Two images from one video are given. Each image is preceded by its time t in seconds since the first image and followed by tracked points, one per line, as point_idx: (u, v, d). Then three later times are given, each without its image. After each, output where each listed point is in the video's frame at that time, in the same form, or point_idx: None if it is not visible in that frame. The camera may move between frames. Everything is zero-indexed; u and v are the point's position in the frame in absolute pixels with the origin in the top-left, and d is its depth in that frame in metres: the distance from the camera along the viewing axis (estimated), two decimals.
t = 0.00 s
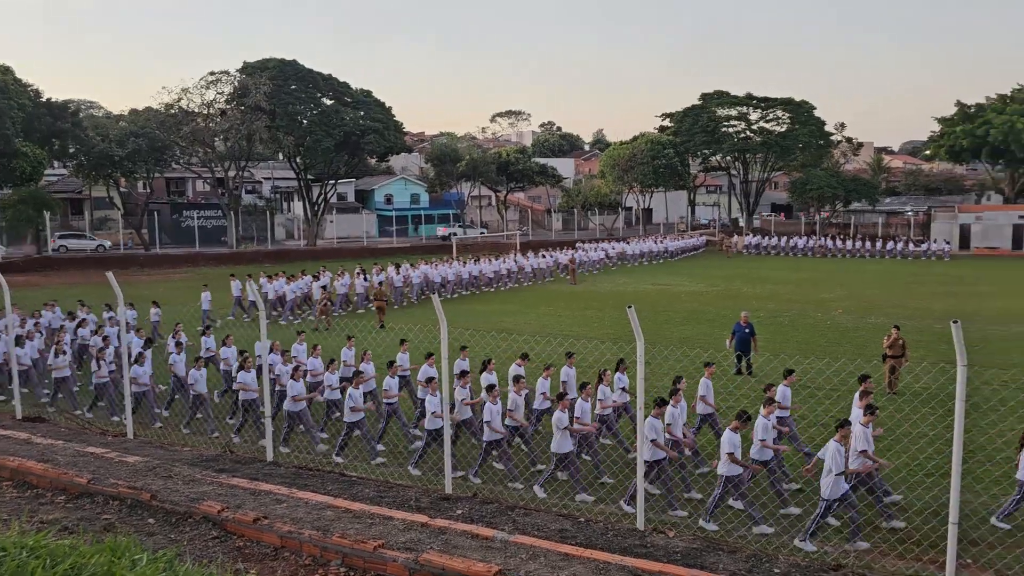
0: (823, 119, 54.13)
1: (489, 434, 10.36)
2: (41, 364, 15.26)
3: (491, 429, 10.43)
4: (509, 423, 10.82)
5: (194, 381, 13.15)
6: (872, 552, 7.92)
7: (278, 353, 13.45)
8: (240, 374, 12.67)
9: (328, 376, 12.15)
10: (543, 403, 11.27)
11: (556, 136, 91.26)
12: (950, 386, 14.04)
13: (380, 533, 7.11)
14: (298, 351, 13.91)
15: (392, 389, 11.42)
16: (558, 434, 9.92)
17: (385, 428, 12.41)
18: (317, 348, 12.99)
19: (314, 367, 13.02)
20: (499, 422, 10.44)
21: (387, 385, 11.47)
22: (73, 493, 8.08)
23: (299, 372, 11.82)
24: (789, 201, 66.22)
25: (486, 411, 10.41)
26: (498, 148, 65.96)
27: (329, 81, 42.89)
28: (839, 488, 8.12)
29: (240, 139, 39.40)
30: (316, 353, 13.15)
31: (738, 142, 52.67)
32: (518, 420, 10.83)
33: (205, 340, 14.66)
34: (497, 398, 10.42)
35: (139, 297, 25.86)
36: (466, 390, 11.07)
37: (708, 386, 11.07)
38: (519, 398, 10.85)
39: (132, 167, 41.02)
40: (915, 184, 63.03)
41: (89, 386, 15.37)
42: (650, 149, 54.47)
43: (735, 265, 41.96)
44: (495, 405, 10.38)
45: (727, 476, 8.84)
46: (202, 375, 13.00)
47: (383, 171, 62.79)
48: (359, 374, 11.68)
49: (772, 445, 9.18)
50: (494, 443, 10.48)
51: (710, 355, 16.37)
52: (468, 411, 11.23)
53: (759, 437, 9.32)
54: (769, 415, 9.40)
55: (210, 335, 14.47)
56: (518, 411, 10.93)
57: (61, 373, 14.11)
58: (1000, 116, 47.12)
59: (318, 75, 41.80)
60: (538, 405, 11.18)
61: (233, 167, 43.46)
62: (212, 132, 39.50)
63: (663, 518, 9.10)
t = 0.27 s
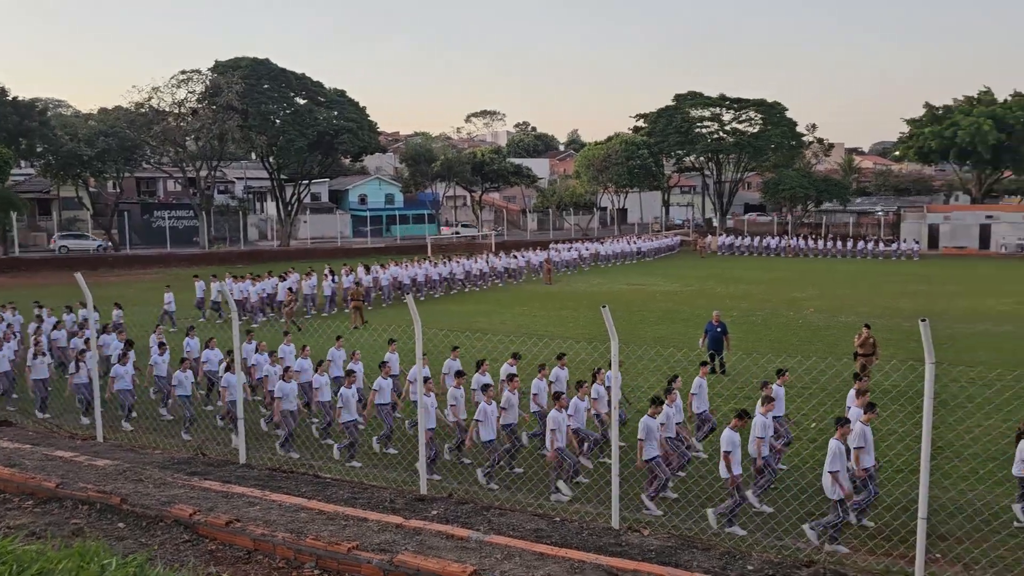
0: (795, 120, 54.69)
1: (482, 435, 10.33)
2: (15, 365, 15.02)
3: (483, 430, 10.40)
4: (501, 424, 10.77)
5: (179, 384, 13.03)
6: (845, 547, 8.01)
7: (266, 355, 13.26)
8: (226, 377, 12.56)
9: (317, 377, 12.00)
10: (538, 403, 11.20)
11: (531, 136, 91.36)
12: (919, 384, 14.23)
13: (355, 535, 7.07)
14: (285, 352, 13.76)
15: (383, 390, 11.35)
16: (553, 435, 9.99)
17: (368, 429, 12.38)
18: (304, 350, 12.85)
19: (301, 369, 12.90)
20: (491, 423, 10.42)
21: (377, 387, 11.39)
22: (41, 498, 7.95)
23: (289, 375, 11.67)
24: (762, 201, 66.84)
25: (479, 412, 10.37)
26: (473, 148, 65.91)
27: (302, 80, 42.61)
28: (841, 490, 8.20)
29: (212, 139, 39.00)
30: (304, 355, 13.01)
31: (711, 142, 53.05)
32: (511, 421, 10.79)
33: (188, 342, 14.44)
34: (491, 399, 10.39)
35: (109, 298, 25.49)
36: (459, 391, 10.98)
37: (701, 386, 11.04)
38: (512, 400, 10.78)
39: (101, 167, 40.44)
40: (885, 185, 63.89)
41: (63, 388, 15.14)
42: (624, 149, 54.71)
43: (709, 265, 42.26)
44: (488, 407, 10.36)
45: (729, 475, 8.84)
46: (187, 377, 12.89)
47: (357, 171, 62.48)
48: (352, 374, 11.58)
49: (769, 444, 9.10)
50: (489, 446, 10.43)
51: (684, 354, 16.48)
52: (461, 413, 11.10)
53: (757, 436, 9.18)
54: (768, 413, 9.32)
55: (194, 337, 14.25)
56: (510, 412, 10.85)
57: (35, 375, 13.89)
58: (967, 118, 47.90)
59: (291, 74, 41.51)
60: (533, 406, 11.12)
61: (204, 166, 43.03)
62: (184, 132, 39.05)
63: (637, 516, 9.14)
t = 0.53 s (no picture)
0: (780, 119, 54.94)
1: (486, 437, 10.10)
2: None
3: (487, 432, 10.19)
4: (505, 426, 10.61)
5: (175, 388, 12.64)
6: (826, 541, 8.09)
7: (263, 358, 13.14)
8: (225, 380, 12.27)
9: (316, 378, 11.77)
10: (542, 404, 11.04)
11: (517, 134, 91.33)
12: (903, 381, 14.34)
13: (340, 534, 7.04)
14: (283, 355, 13.59)
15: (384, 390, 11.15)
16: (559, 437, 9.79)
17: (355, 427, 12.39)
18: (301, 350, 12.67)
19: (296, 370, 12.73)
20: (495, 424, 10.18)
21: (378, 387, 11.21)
22: (22, 499, 7.88)
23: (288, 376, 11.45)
24: (746, 200, 67.13)
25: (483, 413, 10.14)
26: (458, 147, 65.82)
27: (287, 78, 42.42)
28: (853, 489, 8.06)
29: (196, 136, 38.71)
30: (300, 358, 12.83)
31: (696, 141, 53.20)
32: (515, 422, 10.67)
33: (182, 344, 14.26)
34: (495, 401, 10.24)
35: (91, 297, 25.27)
36: (463, 392, 10.79)
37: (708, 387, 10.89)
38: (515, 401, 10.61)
39: (83, 165, 40.06)
40: (869, 183, 64.31)
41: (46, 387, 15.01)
42: (610, 148, 54.80)
43: (694, 263, 42.40)
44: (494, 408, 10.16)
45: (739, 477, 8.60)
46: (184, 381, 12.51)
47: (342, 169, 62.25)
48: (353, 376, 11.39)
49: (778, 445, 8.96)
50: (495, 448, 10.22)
51: (669, 352, 16.53)
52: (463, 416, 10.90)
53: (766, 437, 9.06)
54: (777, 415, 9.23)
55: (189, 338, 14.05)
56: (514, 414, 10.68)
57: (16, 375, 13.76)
58: (949, 117, 48.32)
59: (275, 72, 41.29)
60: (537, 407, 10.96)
61: (188, 164, 42.74)
62: (167, 129, 38.75)
63: (624, 513, 9.15)
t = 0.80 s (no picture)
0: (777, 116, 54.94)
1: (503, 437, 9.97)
2: None
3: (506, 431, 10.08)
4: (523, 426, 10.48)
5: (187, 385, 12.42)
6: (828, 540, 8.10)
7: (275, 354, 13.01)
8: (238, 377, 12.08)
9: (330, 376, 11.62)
10: (557, 403, 10.92)
11: (515, 130, 91.25)
12: (899, 377, 14.38)
13: (337, 530, 7.04)
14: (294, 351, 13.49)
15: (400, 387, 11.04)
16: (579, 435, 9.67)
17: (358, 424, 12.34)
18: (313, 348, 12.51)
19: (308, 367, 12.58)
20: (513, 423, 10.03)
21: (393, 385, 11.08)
22: (18, 495, 7.87)
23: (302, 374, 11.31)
24: (743, 196, 67.14)
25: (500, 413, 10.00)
26: (456, 143, 65.74)
27: (284, 73, 42.33)
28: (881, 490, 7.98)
29: (192, 132, 38.61)
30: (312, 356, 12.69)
31: (693, 137, 53.19)
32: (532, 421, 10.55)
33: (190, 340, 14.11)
34: (512, 400, 10.13)
35: (87, 293, 25.20)
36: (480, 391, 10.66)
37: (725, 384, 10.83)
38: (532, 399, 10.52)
39: (79, 161, 39.93)
40: (865, 180, 64.36)
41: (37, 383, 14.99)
42: (607, 144, 54.79)
43: (691, 259, 42.42)
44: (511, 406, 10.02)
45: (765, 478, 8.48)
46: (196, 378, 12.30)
47: (339, 165, 62.14)
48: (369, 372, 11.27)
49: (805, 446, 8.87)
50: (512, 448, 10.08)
51: (666, 348, 16.54)
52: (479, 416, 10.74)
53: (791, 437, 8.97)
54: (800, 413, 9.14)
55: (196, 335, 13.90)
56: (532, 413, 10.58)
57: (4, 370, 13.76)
58: (946, 114, 48.41)
59: (272, 68, 41.25)
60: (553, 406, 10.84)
61: (184, 160, 42.62)
62: (163, 125, 38.63)
63: (620, 510, 9.15)
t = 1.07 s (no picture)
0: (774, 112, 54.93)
1: (520, 436, 9.90)
2: None
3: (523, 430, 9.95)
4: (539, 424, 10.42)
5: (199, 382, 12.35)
6: (827, 534, 8.12)
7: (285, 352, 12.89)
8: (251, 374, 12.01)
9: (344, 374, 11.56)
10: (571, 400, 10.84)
11: (512, 126, 91.13)
12: (895, 373, 14.41)
13: (333, 526, 7.04)
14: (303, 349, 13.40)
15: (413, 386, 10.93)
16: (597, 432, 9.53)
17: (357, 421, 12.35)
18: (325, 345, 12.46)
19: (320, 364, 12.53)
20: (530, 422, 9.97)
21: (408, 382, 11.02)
22: (14, 491, 7.85)
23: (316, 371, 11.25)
24: (740, 192, 67.16)
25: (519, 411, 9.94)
26: (452, 138, 65.65)
27: (279, 69, 42.28)
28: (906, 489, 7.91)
29: (188, 128, 38.49)
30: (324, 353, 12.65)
31: (690, 133, 53.16)
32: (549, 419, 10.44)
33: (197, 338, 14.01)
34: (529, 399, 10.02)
35: (83, 290, 25.14)
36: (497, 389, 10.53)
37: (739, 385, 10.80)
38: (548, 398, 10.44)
39: (75, 157, 39.77)
40: (862, 176, 64.41)
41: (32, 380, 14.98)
42: (604, 140, 54.79)
43: (688, 255, 42.42)
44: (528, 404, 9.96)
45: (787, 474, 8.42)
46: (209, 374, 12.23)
47: (335, 161, 62.03)
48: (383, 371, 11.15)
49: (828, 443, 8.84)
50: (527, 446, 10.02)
51: (662, 344, 16.55)
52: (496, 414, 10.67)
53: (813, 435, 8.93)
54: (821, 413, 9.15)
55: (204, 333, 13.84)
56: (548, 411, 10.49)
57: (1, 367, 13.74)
58: (942, 109, 48.46)
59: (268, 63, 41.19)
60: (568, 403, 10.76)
61: (181, 156, 42.50)
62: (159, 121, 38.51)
63: (614, 506, 9.17)
